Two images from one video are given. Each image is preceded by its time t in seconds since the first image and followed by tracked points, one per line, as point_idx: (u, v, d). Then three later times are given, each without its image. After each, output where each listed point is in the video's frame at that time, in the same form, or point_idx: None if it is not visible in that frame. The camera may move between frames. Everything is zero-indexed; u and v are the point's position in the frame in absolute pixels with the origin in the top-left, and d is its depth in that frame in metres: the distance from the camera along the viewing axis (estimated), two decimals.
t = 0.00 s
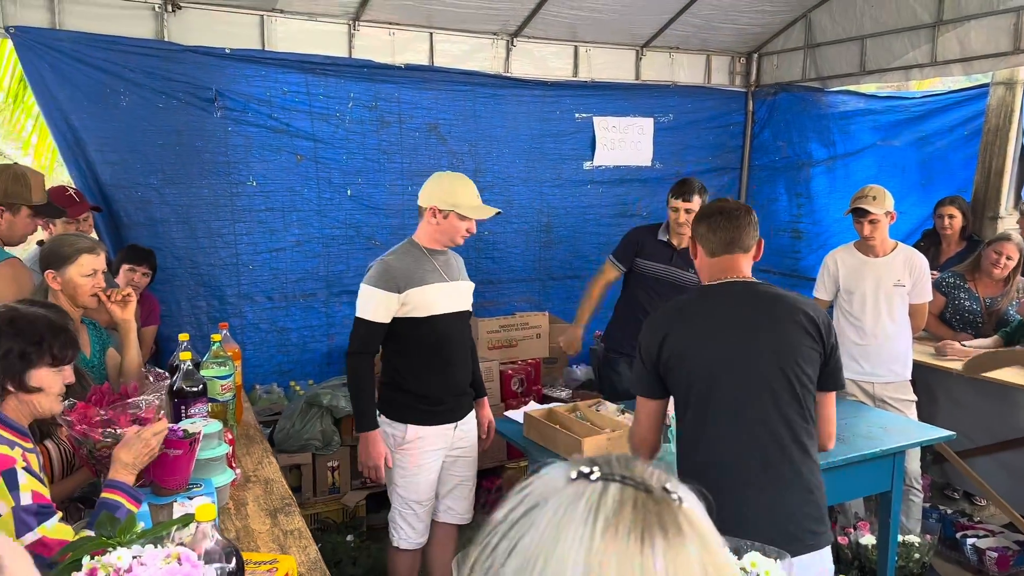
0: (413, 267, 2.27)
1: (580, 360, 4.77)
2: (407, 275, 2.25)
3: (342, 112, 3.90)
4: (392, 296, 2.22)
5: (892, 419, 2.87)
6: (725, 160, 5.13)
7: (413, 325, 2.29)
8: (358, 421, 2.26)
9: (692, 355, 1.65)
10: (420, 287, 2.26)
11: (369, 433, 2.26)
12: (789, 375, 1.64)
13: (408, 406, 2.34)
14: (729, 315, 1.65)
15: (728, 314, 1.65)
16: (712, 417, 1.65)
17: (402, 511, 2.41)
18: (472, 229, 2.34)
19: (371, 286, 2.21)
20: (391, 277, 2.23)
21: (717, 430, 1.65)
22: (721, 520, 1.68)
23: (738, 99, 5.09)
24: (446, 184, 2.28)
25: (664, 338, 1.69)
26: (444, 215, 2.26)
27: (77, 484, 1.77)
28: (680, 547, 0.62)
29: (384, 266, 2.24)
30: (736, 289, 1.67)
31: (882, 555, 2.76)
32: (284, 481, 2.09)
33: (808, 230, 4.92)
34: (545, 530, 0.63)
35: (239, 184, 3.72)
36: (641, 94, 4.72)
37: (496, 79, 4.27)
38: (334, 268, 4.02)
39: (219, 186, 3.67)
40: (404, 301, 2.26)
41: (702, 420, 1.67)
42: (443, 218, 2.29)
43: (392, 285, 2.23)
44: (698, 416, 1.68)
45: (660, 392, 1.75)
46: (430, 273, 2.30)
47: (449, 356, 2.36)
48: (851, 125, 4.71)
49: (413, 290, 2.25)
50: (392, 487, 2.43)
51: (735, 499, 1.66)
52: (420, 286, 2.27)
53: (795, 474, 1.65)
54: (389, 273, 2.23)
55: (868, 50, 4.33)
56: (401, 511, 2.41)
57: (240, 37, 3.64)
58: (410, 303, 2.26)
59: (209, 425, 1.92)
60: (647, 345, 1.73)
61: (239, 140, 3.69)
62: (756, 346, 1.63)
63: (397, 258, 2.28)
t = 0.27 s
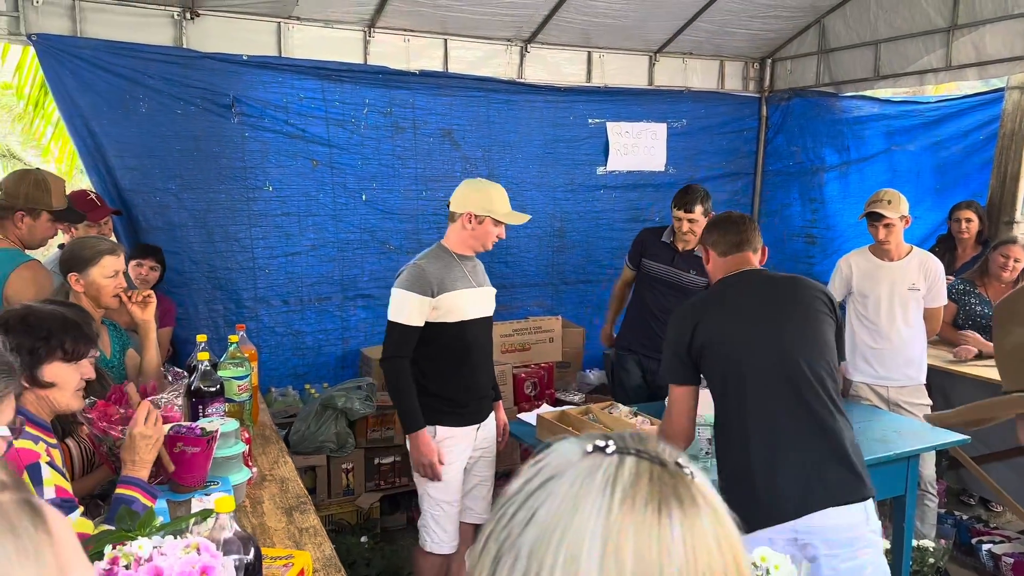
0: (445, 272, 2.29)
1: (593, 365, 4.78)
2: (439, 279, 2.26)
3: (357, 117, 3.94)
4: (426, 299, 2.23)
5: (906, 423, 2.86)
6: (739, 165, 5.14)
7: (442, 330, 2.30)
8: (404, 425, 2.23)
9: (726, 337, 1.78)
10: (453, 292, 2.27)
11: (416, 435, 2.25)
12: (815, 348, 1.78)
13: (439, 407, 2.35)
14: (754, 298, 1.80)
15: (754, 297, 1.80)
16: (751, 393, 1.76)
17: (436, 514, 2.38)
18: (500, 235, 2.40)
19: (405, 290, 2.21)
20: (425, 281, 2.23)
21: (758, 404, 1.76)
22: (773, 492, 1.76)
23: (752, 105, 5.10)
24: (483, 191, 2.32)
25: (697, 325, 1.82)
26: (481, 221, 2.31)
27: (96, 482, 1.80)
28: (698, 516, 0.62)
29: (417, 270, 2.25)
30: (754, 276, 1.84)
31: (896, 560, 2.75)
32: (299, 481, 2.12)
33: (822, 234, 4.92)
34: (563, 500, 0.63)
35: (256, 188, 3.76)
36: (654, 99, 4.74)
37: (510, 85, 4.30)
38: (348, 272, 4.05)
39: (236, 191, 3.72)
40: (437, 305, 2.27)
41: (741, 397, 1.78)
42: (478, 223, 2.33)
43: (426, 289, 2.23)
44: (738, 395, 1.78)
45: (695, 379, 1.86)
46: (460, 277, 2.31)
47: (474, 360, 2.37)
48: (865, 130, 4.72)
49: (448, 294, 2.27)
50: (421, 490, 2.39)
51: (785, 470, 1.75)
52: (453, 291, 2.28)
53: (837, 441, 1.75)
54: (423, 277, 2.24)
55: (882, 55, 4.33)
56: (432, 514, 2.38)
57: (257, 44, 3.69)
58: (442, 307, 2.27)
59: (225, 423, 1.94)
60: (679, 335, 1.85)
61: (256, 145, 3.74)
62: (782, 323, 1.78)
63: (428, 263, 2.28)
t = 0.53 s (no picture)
0: (463, 275, 2.30)
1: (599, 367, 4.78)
2: (457, 283, 2.27)
3: (364, 121, 3.96)
4: (445, 304, 2.23)
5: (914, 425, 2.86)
6: (746, 168, 5.14)
7: (461, 334, 2.30)
8: (430, 429, 2.22)
9: (754, 328, 1.80)
10: (471, 296, 2.28)
11: (442, 438, 2.23)
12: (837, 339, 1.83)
13: (455, 408, 2.35)
14: (777, 293, 1.85)
15: (776, 292, 1.85)
16: (782, 384, 1.79)
17: (450, 518, 2.39)
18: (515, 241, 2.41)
19: (424, 294, 2.22)
20: (443, 285, 2.24)
21: (790, 395, 1.78)
22: (807, 482, 1.77)
23: (758, 108, 5.10)
24: (501, 196, 2.33)
25: (723, 319, 1.84)
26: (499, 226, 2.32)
27: (105, 481, 1.78)
28: (722, 500, 0.63)
29: (436, 275, 2.25)
30: (773, 273, 1.89)
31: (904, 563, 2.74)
32: (306, 480, 2.13)
33: (829, 237, 4.92)
34: (586, 485, 0.63)
35: (264, 191, 3.79)
36: (660, 102, 4.74)
37: (516, 89, 4.32)
38: (355, 275, 4.07)
39: (244, 194, 3.74)
40: (455, 309, 2.27)
41: (771, 389, 1.80)
42: (494, 229, 2.34)
43: (445, 293, 2.24)
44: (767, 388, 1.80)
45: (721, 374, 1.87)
46: (477, 282, 2.32)
47: (490, 365, 2.38)
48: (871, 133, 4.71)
49: (468, 297, 2.28)
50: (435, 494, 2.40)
51: (819, 458, 1.76)
52: (471, 295, 2.28)
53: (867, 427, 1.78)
54: (440, 281, 2.24)
55: (889, 57, 4.33)
56: (446, 518, 2.39)
57: (265, 48, 3.72)
58: (460, 312, 2.27)
59: (234, 424, 1.96)
60: (705, 331, 1.87)
61: (264, 149, 3.76)
62: (807, 315, 1.82)
63: (447, 268, 2.29)
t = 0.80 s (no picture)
0: (467, 286, 2.28)
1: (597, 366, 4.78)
2: (462, 294, 2.25)
3: (361, 120, 3.96)
4: (449, 315, 2.22)
5: (911, 424, 2.86)
6: (744, 167, 5.15)
7: (465, 346, 2.29)
8: (426, 445, 2.23)
9: (767, 326, 1.81)
10: (475, 307, 2.27)
11: (439, 455, 2.24)
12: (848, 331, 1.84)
13: (455, 421, 2.33)
14: (785, 289, 1.85)
15: (785, 288, 1.85)
16: (797, 380, 1.79)
17: (450, 534, 2.38)
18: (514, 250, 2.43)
19: (429, 305, 2.20)
20: (448, 296, 2.22)
21: (806, 391, 1.79)
22: (830, 476, 1.79)
23: (756, 107, 5.11)
24: (500, 204, 2.36)
25: (735, 317, 1.84)
26: (496, 233, 2.34)
27: (103, 478, 1.75)
28: (777, 495, 0.63)
29: (441, 285, 2.23)
30: (778, 267, 1.89)
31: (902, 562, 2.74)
32: (305, 478, 2.12)
33: (826, 237, 4.93)
34: (640, 478, 0.62)
35: (261, 190, 3.78)
36: (658, 102, 4.75)
37: (514, 88, 4.32)
38: (353, 274, 4.06)
39: (241, 193, 3.73)
40: (460, 320, 2.25)
41: (788, 386, 1.80)
42: (493, 238, 2.36)
43: (450, 304, 2.22)
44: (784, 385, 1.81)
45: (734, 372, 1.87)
46: (480, 293, 2.31)
47: (490, 377, 2.36)
48: (868, 132, 4.74)
49: (473, 308, 2.27)
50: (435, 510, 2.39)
51: (838, 452, 1.78)
52: (474, 306, 2.27)
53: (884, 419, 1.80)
54: (445, 292, 2.23)
55: (886, 57, 4.34)
56: (446, 535, 2.38)
57: (263, 47, 3.71)
58: (464, 323, 2.26)
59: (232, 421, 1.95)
60: (715, 330, 1.87)
61: (261, 148, 3.75)
62: (817, 310, 1.83)
63: (452, 279, 2.27)
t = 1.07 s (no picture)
0: (456, 303, 2.25)
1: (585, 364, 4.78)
2: (454, 311, 2.23)
3: (348, 115, 3.93)
4: (441, 333, 2.19)
5: (896, 420, 2.88)
6: (730, 165, 5.18)
7: (454, 364, 2.27)
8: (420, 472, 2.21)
9: (758, 324, 1.81)
10: (466, 324, 2.26)
11: (433, 482, 2.22)
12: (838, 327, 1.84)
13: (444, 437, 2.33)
14: (774, 286, 1.84)
15: (773, 285, 1.84)
16: (790, 377, 1.80)
17: (433, 553, 2.37)
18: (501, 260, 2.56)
19: (423, 324, 2.16)
20: (440, 314, 2.19)
21: (798, 388, 1.79)
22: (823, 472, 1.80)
23: (743, 105, 5.12)
24: (490, 217, 2.48)
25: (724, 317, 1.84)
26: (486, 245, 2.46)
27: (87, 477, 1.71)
28: (850, 506, 0.55)
29: (432, 303, 2.19)
30: (766, 263, 1.90)
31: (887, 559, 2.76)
32: (291, 475, 2.11)
33: (811, 235, 4.95)
34: (702, 480, 0.55)
35: (246, 186, 3.75)
36: (645, 100, 4.75)
37: (501, 85, 4.31)
38: (339, 271, 4.04)
39: (227, 189, 3.71)
40: (451, 337, 2.23)
41: (780, 382, 1.80)
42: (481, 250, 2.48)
43: (443, 322, 2.19)
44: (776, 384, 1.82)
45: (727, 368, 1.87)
46: (469, 309, 2.30)
47: (476, 392, 2.36)
48: (854, 131, 4.77)
49: (461, 327, 2.24)
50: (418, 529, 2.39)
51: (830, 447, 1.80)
52: (465, 323, 2.26)
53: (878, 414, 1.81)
54: (438, 311, 2.19)
55: (872, 56, 4.36)
56: (429, 553, 2.37)
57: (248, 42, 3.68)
58: (455, 341, 2.24)
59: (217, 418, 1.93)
60: (706, 328, 1.86)
61: (247, 144, 3.73)
62: (807, 307, 1.83)
63: (441, 295, 2.24)
